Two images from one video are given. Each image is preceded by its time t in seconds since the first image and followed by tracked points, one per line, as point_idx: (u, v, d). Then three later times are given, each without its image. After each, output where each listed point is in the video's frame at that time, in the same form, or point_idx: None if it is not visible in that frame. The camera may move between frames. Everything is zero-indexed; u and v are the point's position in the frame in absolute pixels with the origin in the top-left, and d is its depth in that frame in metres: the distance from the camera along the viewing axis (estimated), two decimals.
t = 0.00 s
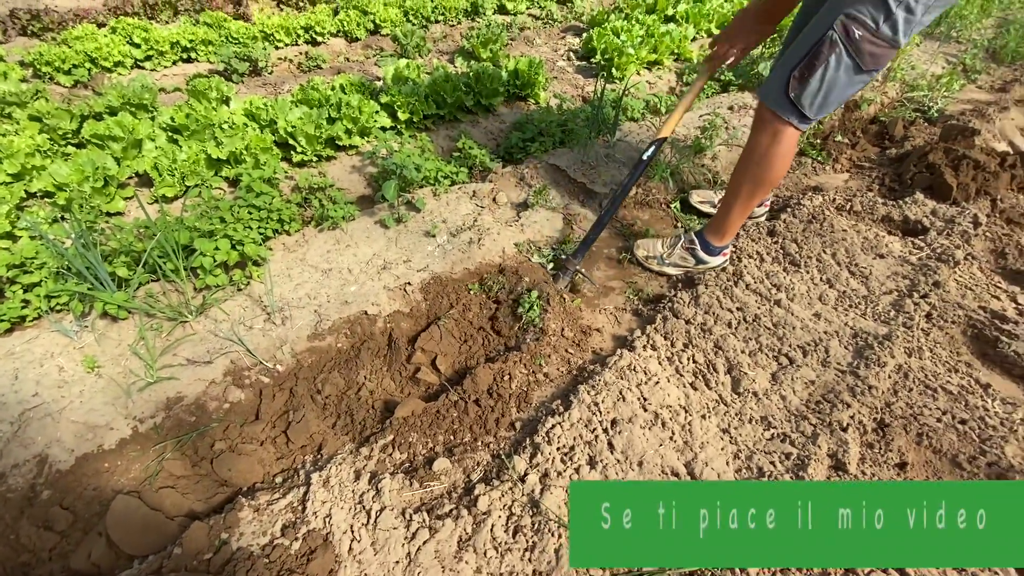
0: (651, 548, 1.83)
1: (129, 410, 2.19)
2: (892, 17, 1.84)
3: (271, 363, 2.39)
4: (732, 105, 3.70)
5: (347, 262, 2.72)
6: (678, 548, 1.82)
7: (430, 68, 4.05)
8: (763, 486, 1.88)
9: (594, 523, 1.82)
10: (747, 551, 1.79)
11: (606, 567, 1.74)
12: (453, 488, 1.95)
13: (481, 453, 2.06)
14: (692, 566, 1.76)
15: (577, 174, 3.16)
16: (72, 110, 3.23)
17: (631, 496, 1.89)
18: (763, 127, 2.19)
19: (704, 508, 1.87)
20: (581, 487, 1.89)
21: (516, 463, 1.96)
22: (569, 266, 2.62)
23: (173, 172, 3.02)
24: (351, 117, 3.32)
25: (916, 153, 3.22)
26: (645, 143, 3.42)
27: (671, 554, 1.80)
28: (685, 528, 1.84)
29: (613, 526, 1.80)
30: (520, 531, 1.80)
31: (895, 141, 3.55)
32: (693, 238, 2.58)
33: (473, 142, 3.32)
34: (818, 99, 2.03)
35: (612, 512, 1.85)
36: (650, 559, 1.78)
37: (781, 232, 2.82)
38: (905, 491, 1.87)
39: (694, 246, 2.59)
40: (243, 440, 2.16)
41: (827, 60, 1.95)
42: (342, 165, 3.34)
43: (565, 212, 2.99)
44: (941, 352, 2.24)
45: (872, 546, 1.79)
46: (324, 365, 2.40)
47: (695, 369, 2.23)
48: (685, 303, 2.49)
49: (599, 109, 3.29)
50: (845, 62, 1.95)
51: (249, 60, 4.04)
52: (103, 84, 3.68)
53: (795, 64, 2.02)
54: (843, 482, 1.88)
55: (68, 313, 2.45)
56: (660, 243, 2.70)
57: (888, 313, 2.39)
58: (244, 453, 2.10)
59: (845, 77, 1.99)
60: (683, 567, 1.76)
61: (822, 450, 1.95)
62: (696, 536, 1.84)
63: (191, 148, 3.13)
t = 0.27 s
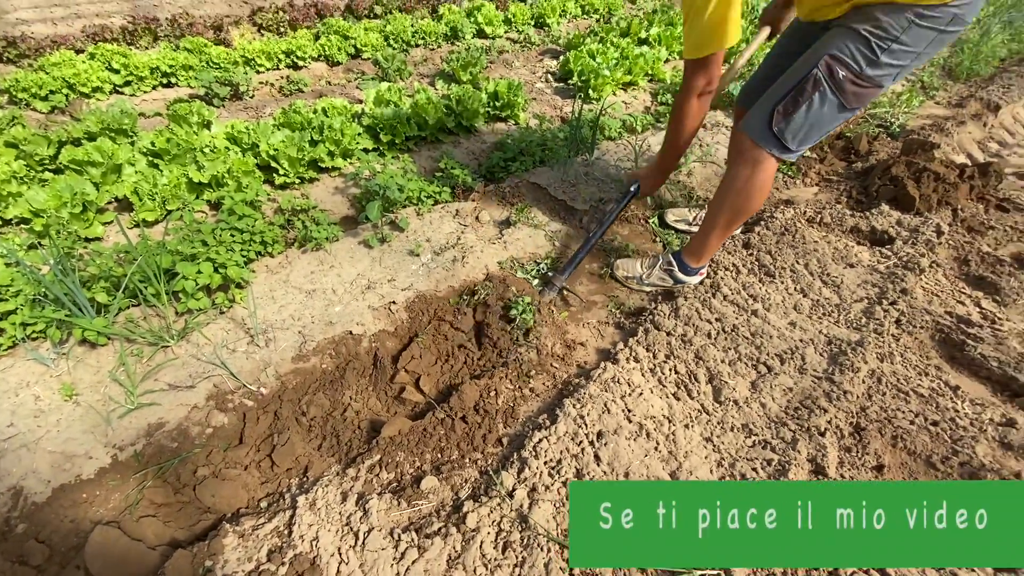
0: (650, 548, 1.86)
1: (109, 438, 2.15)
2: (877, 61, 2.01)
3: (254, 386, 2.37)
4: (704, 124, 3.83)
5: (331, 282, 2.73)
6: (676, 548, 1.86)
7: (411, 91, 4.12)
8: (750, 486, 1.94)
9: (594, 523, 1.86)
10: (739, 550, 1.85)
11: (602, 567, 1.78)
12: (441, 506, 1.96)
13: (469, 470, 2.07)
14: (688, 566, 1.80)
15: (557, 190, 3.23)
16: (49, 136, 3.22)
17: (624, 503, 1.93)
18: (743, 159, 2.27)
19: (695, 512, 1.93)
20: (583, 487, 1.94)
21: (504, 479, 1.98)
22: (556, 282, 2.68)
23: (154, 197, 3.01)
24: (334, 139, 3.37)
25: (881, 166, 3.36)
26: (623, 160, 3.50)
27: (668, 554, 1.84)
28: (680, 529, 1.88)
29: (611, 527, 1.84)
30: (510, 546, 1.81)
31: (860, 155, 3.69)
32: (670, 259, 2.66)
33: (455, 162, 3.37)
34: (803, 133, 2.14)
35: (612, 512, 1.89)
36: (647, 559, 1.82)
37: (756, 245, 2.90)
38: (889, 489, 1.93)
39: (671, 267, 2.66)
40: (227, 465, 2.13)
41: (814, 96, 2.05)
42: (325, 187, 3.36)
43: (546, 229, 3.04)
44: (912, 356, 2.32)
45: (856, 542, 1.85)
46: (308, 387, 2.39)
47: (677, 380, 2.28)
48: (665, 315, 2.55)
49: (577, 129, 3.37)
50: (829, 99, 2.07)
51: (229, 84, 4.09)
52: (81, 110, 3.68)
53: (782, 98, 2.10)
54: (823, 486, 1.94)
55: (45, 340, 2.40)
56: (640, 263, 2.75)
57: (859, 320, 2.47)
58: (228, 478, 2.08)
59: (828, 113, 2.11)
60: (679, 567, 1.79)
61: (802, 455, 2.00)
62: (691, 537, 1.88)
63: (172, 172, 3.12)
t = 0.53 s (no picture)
0: (649, 547, 1.93)
1: (90, 470, 2.12)
2: (830, 98, 2.18)
3: (239, 413, 2.36)
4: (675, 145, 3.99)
5: (315, 307, 2.75)
6: (672, 547, 1.93)
7: (390, 117, 4.21)
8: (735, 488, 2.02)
9: (594, 522, 1.93)
10: (735, 549, 1.93)
11: (600, 565, 1.85)
12: (431, 526, 1.98)
13: (458, 489, 2.09)
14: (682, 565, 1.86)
15: (537, 211, 3.32)
16: (26, 167, 3.21)
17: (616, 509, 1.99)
18: (705, 186, 2.39)
19: (691, 515, 2.00)
20: (584, 487, 2.01)
21: (493, 496, 2.01)
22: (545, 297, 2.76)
23: (134, 227, 3.01)
24: (315, 166, 3.43)
25: (843, 182, 3.53)
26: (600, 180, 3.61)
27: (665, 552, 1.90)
28: (676, 529, 1.96)
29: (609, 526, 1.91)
30: (500, 563, 1.84)
31: (824, 171, 3.87)
32: (645, 276, 2.76)
33: (436, 186, 3.44)
34: (762, 164, 2.30)
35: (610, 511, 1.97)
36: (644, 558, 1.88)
37: (729, 260, 3.01)
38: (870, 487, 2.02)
39: (646, 282, 2.76)
40: (212, 494, 2.12)
41: (772, 130, 2.21)
42: (307, 212, 3.40)
43: (527, 249, 3.11)
44: (879, 362, 2.43)
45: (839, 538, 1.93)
46: (294, 412, 2.39)
47: (658, 392, 2.35)
48: (645, 330, 2.63)
49: (554, 152, 3.48)
50: (786, 132, 2.23)
51: (208, 113, 4.16)
52: (58, 141, 3.68)
53: (743, 131, 2.24)
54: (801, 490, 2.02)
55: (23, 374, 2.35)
56: (616, 282, 2.85)
57: (829, 329, 2.58)
58: (214, 507, 2.07)
59: (785, 145, 2.27)
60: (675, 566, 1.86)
61: (779, 461, 2.08)
62: (686, 536, 1.96)
63: (153, 202, 3.13)
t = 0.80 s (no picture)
0: (651, 548, 2.00)
1: (78, 505, 2.10)
2: (776, 121, 2.35)
3: (229, 441, 2.36)
4: (648, 168, 4.16)
5: (303, 332, 2.79)
6: (673, 547, 2.00)
7: (372, 145, 4.31)
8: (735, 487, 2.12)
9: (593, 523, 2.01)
10: (737, 548, 2.02)
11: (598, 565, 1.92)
12: (427, 545, 2.00)
13: (452, 507, 2.12)
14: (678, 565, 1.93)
15: (519, 233, 3.42)
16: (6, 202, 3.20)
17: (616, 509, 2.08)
18: (672, 208, 2.53)
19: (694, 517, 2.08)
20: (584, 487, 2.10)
21: (486, 513, 2.04)
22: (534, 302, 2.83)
23: (118, 258, 3.02)
24: (300, 194, 3.50)
25: (807, 199, 3.72)
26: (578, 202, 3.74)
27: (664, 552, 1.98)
28: (676, 530, 2.05)
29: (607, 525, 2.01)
30: None
31: (789, 189, 4.07)
32: (625, 293, 2.84)
33: (419, 211, 3.53)
34: (720, 186, 2.45)
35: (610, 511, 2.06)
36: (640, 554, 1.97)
37: (704, 275, 3.14)
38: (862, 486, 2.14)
39: (626, 299, 2.84)
40: (204, 524, 2.11)
41: (727, 154, 2.36)
42: (292, 240, 3.45)
43: (510, 270, 3.20)
44: (850, 368, 2.55)
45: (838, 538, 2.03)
46: (284, 439, 2.40)
47: (643, 404, 2.43)
48: (627, 344, 2.72)
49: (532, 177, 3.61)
50: (741, 155, 2.38)
51: (189, 145, 4.22)
52: (37, 175, 3.69)
53: (699, 157, 2.40)
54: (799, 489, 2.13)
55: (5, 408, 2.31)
56: (598, 299, 2.93)
57: (801, 338, 2.71)
58: (205, 537, 2.06)
59: (741, 167, 2.42)
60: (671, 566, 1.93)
61: (761, 466, 2.17)
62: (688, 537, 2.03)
63: (136, 233, 3.15)
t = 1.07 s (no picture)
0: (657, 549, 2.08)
1: (80, 537, 2.11)
2: (728, 140, 2.53)
3: (229, 468, 2.39)
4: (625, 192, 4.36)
5: (299, 358, 2.84)
6: (674, 545, 2.09)
7: (358, 176, 4.44)
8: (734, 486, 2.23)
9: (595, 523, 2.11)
10: (740, 548, 2.10)
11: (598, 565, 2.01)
12: (431, 560, 2.06)
13: (454, 523, 2.19)
14: (674, 565, 2.02)
15: (506, 257, 3.56)
16: None
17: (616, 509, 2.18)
18: (646, 226, 2.72)
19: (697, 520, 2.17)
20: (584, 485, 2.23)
21: (488, 525, 2.11)
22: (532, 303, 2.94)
23: (110, 291, 3.04)
24: (290, 225, 3.59)
25: (775, 218, 3.95)
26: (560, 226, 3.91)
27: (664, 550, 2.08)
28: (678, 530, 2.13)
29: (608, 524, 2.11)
30: None
31: (758, 210, 4.31)
32: (610, 309, 3.00)
33: (408, 238, 3.64)
34: (685, 204, 2.62)
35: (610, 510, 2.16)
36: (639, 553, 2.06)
37: (683, 291, 3.30)
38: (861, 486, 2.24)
39: (612, 315, 3.00)
40: (207, 551, 2.13)
41: (687, 175, 2.55)
42: (283, 269, 3.52)
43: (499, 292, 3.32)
44: (823, 374, 2.71)
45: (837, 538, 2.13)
46: (284, 464, 2.44)
47: (633, 415, 2.54)
48: (615, 360, 2.84)
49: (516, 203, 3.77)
50: (701, 173, 2.56)
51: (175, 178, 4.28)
52: (24, 211, 3.71)
53: (662, 182, 2.61)
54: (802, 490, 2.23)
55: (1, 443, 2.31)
56: (584, 317, 3.07)
57: (776, 348, 2.87)
58: (210, 563, 2.08)
59: (703, 185, 2.59)
60: (668, 566, 2.02)
61: (745, 469, 2.29)
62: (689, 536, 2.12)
63: (128, 266, 3.19)
